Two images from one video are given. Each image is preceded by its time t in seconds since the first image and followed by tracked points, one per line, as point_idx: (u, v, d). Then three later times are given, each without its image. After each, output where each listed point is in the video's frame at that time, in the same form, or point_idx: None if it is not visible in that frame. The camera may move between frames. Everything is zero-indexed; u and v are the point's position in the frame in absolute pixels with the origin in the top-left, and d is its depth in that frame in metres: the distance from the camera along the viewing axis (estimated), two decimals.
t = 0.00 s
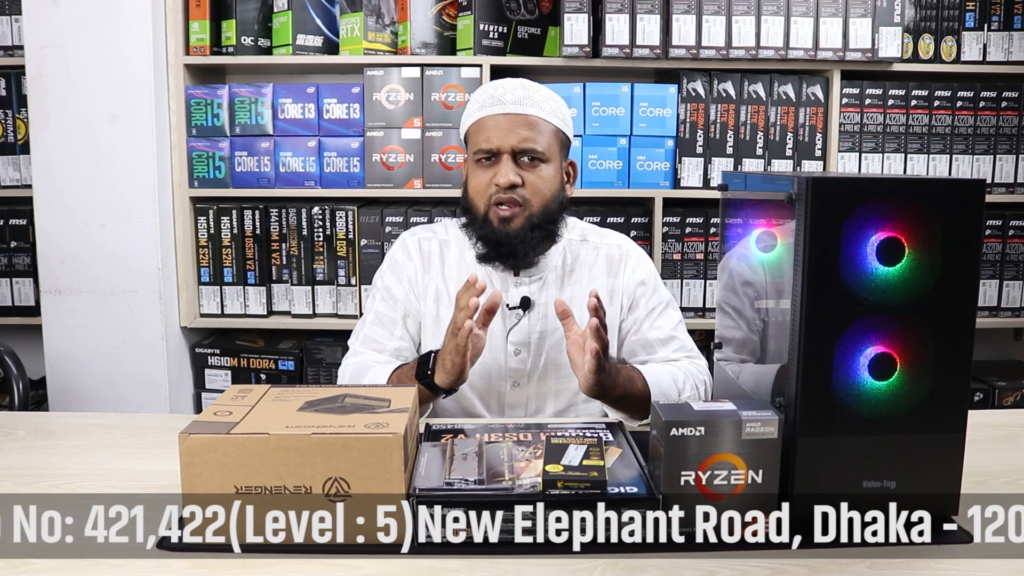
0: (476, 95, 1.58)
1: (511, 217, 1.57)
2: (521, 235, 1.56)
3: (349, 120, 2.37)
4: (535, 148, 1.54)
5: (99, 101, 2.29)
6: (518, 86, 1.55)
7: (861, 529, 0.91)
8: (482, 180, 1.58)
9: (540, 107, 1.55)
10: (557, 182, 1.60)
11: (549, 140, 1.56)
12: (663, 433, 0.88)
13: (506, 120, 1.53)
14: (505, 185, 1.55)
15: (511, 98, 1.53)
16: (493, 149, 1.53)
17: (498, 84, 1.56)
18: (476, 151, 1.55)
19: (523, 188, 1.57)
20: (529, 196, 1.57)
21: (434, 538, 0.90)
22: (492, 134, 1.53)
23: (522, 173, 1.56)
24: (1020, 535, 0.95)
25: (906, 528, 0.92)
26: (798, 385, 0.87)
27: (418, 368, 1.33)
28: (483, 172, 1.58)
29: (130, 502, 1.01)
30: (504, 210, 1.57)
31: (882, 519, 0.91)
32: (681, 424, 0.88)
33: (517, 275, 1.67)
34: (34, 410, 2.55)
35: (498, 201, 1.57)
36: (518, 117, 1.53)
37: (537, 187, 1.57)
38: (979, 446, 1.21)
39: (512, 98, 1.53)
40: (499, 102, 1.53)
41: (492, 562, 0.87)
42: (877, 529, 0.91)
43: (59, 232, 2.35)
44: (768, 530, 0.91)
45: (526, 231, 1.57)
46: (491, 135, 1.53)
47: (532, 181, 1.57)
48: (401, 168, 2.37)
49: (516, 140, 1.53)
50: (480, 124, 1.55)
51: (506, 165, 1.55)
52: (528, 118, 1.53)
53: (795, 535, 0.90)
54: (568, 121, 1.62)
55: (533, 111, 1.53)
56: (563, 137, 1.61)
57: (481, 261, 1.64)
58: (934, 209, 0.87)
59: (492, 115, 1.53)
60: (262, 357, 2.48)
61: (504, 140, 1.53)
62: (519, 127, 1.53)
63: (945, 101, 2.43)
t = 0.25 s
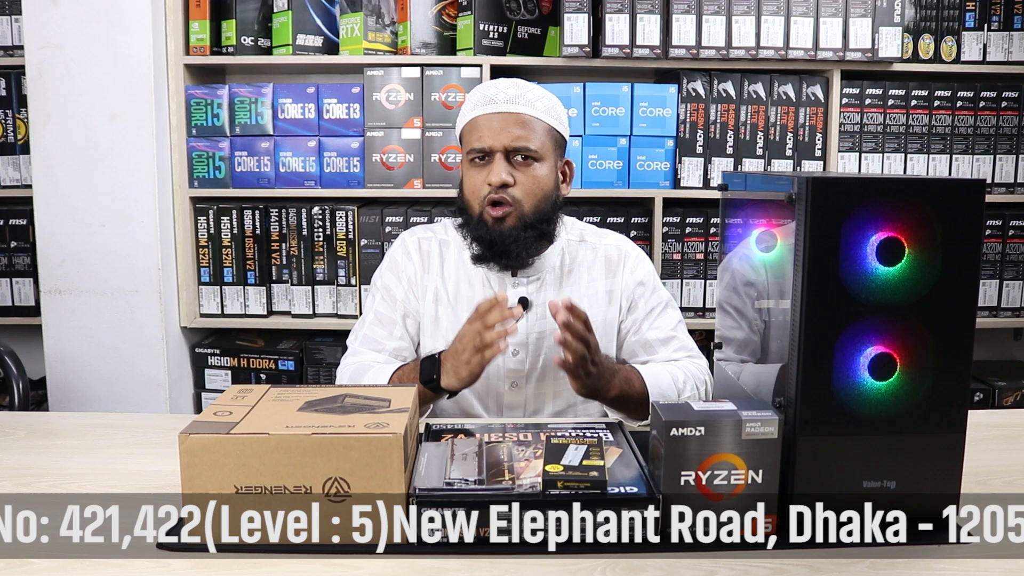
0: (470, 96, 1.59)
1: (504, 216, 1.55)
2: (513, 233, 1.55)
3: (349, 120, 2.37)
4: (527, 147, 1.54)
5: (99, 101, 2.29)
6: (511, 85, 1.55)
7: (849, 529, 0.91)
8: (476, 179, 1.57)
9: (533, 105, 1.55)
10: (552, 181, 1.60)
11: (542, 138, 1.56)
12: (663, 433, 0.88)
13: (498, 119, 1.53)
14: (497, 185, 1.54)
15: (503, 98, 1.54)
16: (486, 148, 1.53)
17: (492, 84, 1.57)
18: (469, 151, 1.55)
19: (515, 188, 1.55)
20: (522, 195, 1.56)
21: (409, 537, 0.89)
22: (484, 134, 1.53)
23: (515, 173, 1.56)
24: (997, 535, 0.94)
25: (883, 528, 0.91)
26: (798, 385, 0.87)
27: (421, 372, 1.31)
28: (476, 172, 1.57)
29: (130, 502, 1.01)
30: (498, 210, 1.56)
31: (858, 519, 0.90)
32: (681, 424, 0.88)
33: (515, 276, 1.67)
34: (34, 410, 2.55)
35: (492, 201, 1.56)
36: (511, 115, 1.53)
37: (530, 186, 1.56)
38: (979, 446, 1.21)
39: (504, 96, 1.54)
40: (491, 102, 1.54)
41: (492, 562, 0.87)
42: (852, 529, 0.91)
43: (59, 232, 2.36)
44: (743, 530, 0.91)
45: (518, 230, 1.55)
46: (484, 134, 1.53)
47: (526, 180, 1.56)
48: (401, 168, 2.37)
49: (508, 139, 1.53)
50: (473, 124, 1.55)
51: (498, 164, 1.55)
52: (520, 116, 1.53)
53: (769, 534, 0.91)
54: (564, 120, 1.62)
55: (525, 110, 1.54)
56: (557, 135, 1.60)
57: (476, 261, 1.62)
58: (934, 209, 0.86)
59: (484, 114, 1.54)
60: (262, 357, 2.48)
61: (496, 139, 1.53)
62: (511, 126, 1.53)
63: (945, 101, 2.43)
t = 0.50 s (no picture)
0: (472, 101, 1.59)
1: (509, 228, 1.56)
2: (517, 245, 1.57)
3: (349, 120, 2.37)
4: (532, 156, 1.53)
5: (99, 101, 2.29)
6: (514, 91, 1.55)
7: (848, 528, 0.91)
8: (480, 187, 1.56)
9: (536, 113, 1.55)
10: (555, 189, 1.60)
11: (546, 147, 1.55)
12: (664, 433, 0.88)
13: (502, 127, 1.52)
14: (502, 194, 1.54)
15: (506, 104, 1.53)
16: (490, 157, 1.53)
17: (494, 90, 1.56)
18: (472, 158, 1.54)
19: (520, 197, 1.56)
20: (526, 204, 1.57)
21: (384, 537, 0.89)
22: (488, 141, 1.52)
23: (519, 181, 1.55)
24: (972, 535, 0.94)
25: (858, 528, 0.91)
26: (798, 385, 0.87)
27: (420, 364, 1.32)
28: (478, 180, 1.56)
29: (129, 502, 1.01)
30: (501, 221, 1.56)
31: (833, 518, 0.90)
32: (681, 424, 0.88)
33: (516, 282, 1.66)
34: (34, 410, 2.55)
35: (495, 209, 1.56)
36: (514, 123, 1.53)
37: (534, 195, 1.56)
38: (979, 446, 1.21)
39: (507, 104, 1.54)
40: (495, 109, 1.53)
41: (493, 562, 0.87)
42: (828, 529, 0.90)
43: (59, 232, 2.36)
44: (718, 530, 0.91)
45: (522, 241, 1.57)
46: (487, 142, 1.52)
47: (530, 189, 1.56)
48: (401, 168, 2.37)
49: (512, 148, 1.52)
50: (475, 131, 1.54)
51: (502, 173, 1.54)
52: (524, 124, 1.53)
53: (745, 535, 0.91)
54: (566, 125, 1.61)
55: (528, 117, 1.53)
56: (560, 142, 1.61)
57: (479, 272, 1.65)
58: (933, 209, 0.86)
59: (488, 122, 1.53)
60: (262, 357, 2.48)
61: (500, 148, 1.52)
62: (515, 134, 1.52)
63: (945, 101, 2.43)
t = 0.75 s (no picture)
0: (472, 103, 1.58)
1: (511, 230, 1.57)
2: (520, 248, 1.58)
3: (349, 120, 2.37)
4: (533, 159, 1.53)
5: (99, 101, 2.29)
6: (515, 93, 1.54)
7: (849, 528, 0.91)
8: (481, 190, 1.57)
9: (537, 115, 1.54)
10: (556, 192, 1.60)
11: (548, 149, 1.55)
12: (664, 433, 0.88)
13: (503, 129, 1.52)
14: (503, 198, 1.55)
15: (507, 106, 1.53)
16: (490, 160, 1.53)
17: (495, 91, 1.55)
18: (473, 161, 1.54)
19: (522, 201, 1.57)
20: (528, 208, 1.58)
21: (359, 537, 0.89)
22: (488, 144, 1.52)
23: (520, 184, 1.56)
24: (947, 535, 0.93)
25: (833, 528, 0.91)
26: (798, 385, 0.87)
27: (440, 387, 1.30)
28: (479, 183, 1.57)
29: (129, 502, 1.01)
30: (502, 223, 1.57)
31: (808, 519, 0.90)
32: (681, 424, 0.88)
33: (515, 284, 1.67)
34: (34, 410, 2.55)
35: (497, 212, 1.57)
36: (516, 126, 1.52)
37: (536, 198, 1.57)
38: (979, 446, 1.21)
39: (509, 106, 1.53)
40: (496, 111, 1.53)
41: (493, 562, 0.87)
42: (803, 529, 0.90)
43: (59, 232, 2.36)
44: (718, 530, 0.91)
45: (525, 244, 1.58)
46: (488, 145, 1.52)
47: (530, 192, 1.56)
48: (401, 168, 2.37)
49: (514, 150, 1.52)
50: (476, 133, 1.54)
51: (503, 177, 1.54)
52: (525, 127, 1.53)
53: (721, 535, 0.91)
54: (567, 126, 1.61)
55: (530, 120, 1.53)
56: (562, 143, 1.60)
57: (482, 273, 1.65)
58: (934, 209, 0.86)
59: (489, 124, 1.52)
60: (262, 357, 2.48)
61: (501, 150, 1.52)
62: (516, 137, 1.52)
63: (945, 101, 2.43)
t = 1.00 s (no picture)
0: (472, 102, 1.58)
1: (511, 226, 1.57)
2: (520, 243, 1.58)
3: (349, 120, 2.37)
4: (534, 157, 1.53)
5: (99, 101, 2.29)
6: (515, 92, 1.54)
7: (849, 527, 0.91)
8: (481, 189, 1.57)
9: (538, 114, 1.54)
10: (557, 189, 1.60)
11: (549, 148, 1.55)
12: (664, 433, 0.88)
13: (503, 128, 1.52)
14: (504, 196, 1.55)
15: (508, 105, 1.53)
16: (491, 159, 1.53)
17: (495, 90, 1.55)
18: (473, 160, 1.54)
19: (523, 198, 1.57)
20: (529, 205, 1.58)
21: (336, 537, 0.89)
22: (489, 143, 1.52)
23: (522, 182, 1.56)
24: (922, 534, 0.92)
25: (809, 528, 0.91)
26: (798, 385, 0.87)
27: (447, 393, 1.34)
28: (479, 181, 1.57)
29: (129, 502, 1.01)
30: (503, 218, 1.57)
31: (783, 518, 0.91)
32: (681, 424, 0.88)
33: (515, 283, 1.67)
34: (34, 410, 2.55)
35: (496, 210, 1.57)
36: (516, 125, 1.52)
37: (536, 196, 1.57)
38: (979, 446, 1.21)
39: (509, 105, 1.53)
40: (496, 110, 1.53)
41: (492, 562, 0.87)
42: (779, 529, 0.91)
43: (59, 232, 2.36)
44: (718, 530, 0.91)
45: (525, 240, 1.58)
46: (489, 144, 1.52)
47: (532, 190, 1.57)
48: (401, 168, 2.37)
49: (515, 149, 1.52)
50: (477, 132, 1.54)
51: (504, 175, 1.55)
52: (526, 126, 1.53)
53: (696, 534, 0.91)
54: (567, 125, 1.61)
55: (530, 119, 1.53)
56: (563, 142, 1.60)
57: (481, 272, 1.65)
58: (934, 209, 0.86)
59: (490, 123, 1.52)
60: (262, 357, 2.48)
61: (502, 149, 1.52)
62: (517, 136, 1.52)
63: (945, 101, 2.43)
